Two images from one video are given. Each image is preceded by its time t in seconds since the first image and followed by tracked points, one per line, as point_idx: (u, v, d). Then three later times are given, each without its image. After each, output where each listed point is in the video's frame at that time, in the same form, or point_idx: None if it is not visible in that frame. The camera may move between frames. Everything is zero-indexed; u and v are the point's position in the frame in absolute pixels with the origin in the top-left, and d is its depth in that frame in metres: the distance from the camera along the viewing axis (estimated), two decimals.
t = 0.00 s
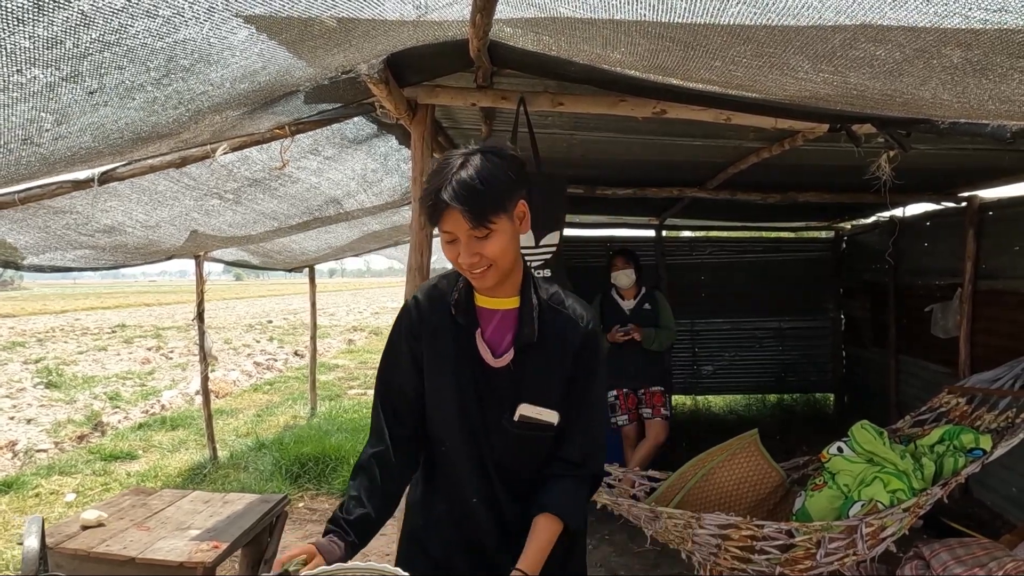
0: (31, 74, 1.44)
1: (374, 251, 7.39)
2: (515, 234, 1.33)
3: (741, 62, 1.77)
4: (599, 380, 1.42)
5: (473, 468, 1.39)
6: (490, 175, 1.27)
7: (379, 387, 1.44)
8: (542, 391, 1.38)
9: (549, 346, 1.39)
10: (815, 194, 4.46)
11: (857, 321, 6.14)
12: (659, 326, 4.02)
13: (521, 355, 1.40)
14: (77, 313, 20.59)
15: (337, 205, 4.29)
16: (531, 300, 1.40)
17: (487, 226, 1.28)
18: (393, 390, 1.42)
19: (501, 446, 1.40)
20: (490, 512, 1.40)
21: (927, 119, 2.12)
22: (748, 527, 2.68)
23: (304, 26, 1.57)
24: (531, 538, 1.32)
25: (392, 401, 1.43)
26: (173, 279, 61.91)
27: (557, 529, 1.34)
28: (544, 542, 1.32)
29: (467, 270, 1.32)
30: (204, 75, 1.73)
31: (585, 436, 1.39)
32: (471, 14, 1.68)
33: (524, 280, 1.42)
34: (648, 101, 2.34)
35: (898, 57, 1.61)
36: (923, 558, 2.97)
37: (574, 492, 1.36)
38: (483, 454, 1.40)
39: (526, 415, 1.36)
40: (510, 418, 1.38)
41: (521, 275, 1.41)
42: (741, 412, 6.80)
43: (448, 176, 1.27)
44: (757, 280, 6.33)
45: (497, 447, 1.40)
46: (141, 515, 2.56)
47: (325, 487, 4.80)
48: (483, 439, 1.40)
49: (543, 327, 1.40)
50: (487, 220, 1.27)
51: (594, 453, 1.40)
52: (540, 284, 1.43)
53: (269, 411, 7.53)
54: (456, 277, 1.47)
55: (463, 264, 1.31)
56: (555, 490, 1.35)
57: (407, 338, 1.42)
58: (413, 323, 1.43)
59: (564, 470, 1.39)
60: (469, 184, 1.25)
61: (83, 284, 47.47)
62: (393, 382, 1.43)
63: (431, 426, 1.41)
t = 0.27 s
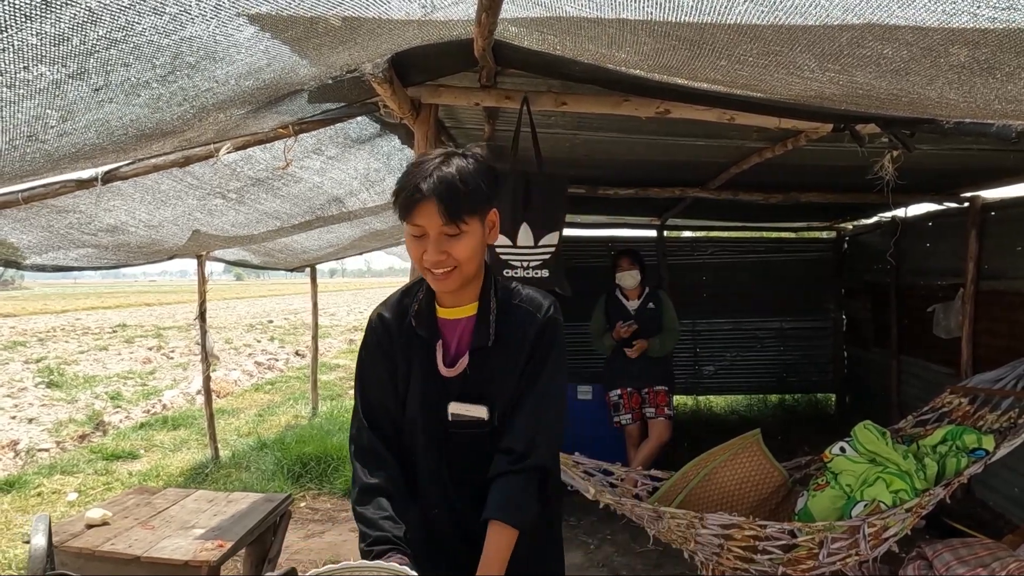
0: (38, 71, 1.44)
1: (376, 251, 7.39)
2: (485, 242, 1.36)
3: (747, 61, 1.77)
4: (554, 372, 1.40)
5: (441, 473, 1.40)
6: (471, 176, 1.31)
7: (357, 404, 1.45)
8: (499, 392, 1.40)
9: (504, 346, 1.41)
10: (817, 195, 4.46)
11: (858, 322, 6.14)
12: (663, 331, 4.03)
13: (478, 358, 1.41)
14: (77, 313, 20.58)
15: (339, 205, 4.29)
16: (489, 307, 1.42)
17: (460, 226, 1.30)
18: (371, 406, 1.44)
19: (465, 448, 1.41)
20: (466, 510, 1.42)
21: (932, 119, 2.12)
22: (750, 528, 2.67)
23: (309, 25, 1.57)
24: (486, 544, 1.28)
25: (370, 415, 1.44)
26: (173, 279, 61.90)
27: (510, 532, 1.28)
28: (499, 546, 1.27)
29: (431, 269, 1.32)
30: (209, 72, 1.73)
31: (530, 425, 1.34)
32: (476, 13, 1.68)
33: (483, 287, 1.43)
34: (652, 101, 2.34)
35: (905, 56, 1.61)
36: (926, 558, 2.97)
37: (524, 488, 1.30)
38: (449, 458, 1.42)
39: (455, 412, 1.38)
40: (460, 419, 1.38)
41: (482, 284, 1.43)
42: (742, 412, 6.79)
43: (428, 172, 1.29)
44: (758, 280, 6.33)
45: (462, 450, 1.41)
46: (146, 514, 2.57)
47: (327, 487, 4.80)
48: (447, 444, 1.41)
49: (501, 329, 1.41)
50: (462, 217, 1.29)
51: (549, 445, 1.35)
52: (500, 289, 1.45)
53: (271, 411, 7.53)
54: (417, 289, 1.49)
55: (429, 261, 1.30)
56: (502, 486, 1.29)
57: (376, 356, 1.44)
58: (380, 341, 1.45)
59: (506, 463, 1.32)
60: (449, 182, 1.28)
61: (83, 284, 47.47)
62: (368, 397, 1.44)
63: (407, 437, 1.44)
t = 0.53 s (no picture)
0: (43, 62, 1.44)
1: (377, 251, 7.39)
2: (486, 231, 1.38)
3: (752, 57, 1.77)
4: (542, 363, 1.39)
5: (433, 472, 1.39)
6: (482, 160, 1.37)
7: (351, 415, 1.44)
8: (486, 385, 1.37)
9: (492, 338, 1.38)
10: (819, 194, 4.46)
11: (859, 322, 6.14)
12: (653, 325, 3.98)
13: (467, 351, 1.38)
14: (78, 313, 20.57)
15: (341, 203, 4.29)
16: (479, 304, 1.40)
17: (465, 202, 1.33)
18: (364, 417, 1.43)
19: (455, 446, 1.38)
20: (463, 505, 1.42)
21: (936, 116, 2.12)
22: (752, 526, 2.67)
23: (313, 20, 1.57)
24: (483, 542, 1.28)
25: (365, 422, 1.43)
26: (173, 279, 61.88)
27: (503, 528, 1.28)
28: (494, 542, 1.28)
29: (429, 244, 1.31)
30: (213, 66, 1.73)
31: (518, 416, 1.33)
32: (481, 9, 1.68)
33: (473, 285, 1.42)
34: (655, 99, 2.34)
35: (910, 50, 1.61)
36: (928, 557, 2.97)
37: (513, 482, 1.30)
38: (440, 457, 1.39)
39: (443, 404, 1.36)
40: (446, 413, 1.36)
41: (473, 283, 1.42)
42: (743, 412, 6.79)
43: (441, 149, 1.36)
44: (759, 279, 6.33)
45: (453, 447, 1.39)
46: (149, 511, 2.57)
47: (328, 486, 4.80)
48: (438, 443, 1.39)
49: (489, 322, 1.39)
50: (468, 192, 1.33)
51: (538, 435, 1.34)
52: (490, 285, 1.44)
53: (272, 411, 7.53)
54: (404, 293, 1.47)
55: (430, 232, 1.31)
56: (493, 482, 1.29)
57: (365, 364, 1.42)
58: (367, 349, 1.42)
59: (496, 456, 1.31)
60: (461, 158, 1.34)
61: (84, 284, 47.48)
62: (361, 405, 1.43)
63: (402, 442, 1.42)
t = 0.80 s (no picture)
0: (47, 64, 1.44)
1: (378, 252, 7.39)
2: (501, 237, 1.38)
3: (754, 61, 1.77)
4: (549, 366, 1.39)
5: (437, 476, 1.39)
6: (502, 166, 1.37)
7: (352, 421, 1.44)
8: (492, 389, 1.37)
9: (498, 342, 1.38)
10: (820, 196, 4.46)
11: (860, 323, 6.15)
12: (655, 329, 3.99)
13: (473, 354, 1.38)
14: (78, 313, 20.58)
15: (342, 205, 4.29)
16: (487, 307, 1.40)
17: (483, 206, 1.34)
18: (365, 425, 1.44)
19: (460, 449, 1.38)
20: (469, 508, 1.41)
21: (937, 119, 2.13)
22: (754, 527, 2.67)
23: (317, 23, 1.58)
24: (486, 549, 1.28)
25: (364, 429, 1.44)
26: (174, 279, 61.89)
27: (508, 534, 1.29)
28: (500, 547, 1.28)
29: (443, 243, 1.31)
30: (216, 67, 1.73)
31: (523, 420, 1.34)
32: (484, 13, 1.68)
33: (483, 290, 1.42)
34: (656, 101, 2.35)
35: (913, 55, 1.61)
36: (929, 558, 2.97)
37: (520, 486, 1.31)
38: (445, 459, 1.40)
39: (445, 407, 1.36)
40: (450, 418, 1.36)
41: (482, 287, 1.42)
42: (744, 413, 6.80)
43: (462, 151, 1.37)
44: (760, 280, 6.33)
45: (458, 451, 1.39)
46: (152, 513, 2.57)
47: (330, 487, 4.80)
48: (442, 447, 1.39)
49: (496, 326, 1.39)
50: (487, 196, 1.33)
51: (544, 439, 1.36)
52: (498, 290, 1.44)
53: (273, 411, 7.53)
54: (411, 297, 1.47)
55: (445, 231, 1.31)
56: (500, 486, 1.30)
57: (367, 371, 1.43)
58: (370, 355, 1.43)
59: (504, 460, 1.31)
60: (482, 162, 1.35)
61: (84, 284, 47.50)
62: (359, 413, 1.44)
63: (403, 447, 1.42)
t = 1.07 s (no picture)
0: (49, 60, 1.45)
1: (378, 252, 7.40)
2: (511, 239, 1.38)
3: (755, 61, 1.78)
4: (555, 366, 1.39)
5: (440, 475, 1.39)
6: (513, 168, 1.38)
7: (351, 422, 1.44)
8: (497, 390, 1.38)
9: (504, 343, 1.39)
10: (820, 196, 4.46)
11: (860, 323, 6.15)
12: (655, 329, 3.99)
13: (479, 354, 1.39)
14: (79, 313, 20.59)
15: (343, 205, 4.29)
16: (494, 309, 1.40)
17: (494, 207, 1.34)
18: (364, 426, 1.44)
19: (464, 449, 1.38)
20: (471, 507, 1.41)
21: (938, 119, 2.13)
22: (755, 527, 2.67)
23: (318, 23, 1.58)
24: (488, 547, 1.29)
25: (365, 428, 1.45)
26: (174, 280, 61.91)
27: (510, 534, 1.29)
28: (502, 546, 1.29)
29: (454, 244, 1.31)
30: (218, 66, 1.73)
31: (529, 420, 1.34)
32: (486, 13, 1.68)
33: (490, 292, 1.42)
34: (657, 101, 2.35)
35: (913, 56, 1.62)
36: (929, 558, 2.97)
37: (523, 486, 1.31)
38: (449, 459, 1.40)
39: (448, 407, 1.36)
40: (454, 417, 1.37)
41: (490, 289, 1.42)
42: (744, 413, 6.80)
43: (474, 152, 1.36)
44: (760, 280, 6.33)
45: (461, 451, 1.39)
46: (154, 512, 2.57)
47: (330, 487, 4.80)
48: (445, 446, 1.39)
49: (502, 326, 1.40)
50: (498, 198, 1.33)
51: (548, 439, 1.36)
52: (505, 291, 1.45)
53: (273, 411, 7.54)
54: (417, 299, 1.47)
55: (456, 232, 1.31)
56: (504, 486, 1.30)
57: (368, 373, 1.43)
58: (372, 357, 1.43)
59: (508, 461, 1.31)
60: (494, 163, 1.35)
61: (85, 284, 47.52)
62: (360, 413, 1.44)
63: (405, 448, 1.42)
